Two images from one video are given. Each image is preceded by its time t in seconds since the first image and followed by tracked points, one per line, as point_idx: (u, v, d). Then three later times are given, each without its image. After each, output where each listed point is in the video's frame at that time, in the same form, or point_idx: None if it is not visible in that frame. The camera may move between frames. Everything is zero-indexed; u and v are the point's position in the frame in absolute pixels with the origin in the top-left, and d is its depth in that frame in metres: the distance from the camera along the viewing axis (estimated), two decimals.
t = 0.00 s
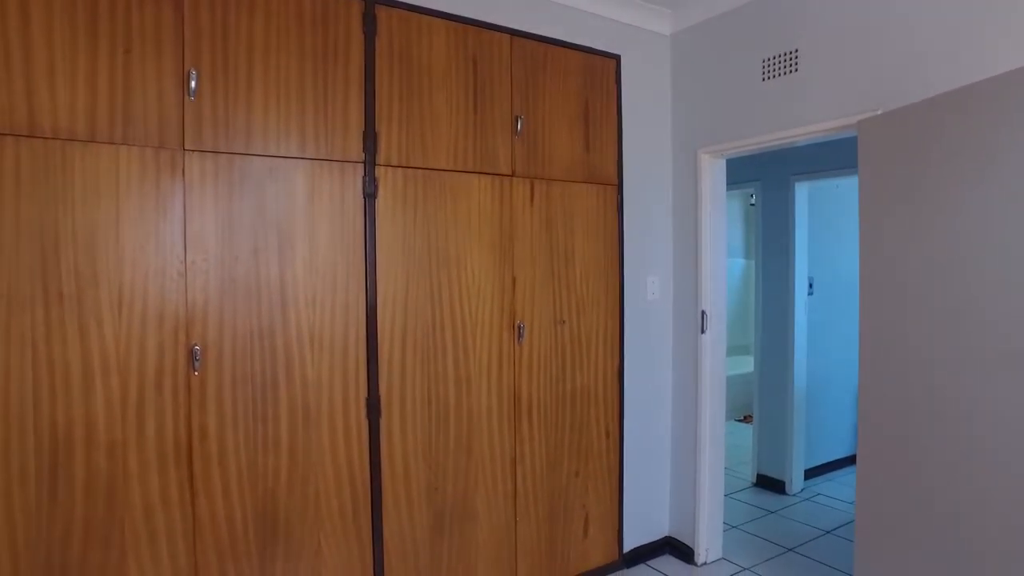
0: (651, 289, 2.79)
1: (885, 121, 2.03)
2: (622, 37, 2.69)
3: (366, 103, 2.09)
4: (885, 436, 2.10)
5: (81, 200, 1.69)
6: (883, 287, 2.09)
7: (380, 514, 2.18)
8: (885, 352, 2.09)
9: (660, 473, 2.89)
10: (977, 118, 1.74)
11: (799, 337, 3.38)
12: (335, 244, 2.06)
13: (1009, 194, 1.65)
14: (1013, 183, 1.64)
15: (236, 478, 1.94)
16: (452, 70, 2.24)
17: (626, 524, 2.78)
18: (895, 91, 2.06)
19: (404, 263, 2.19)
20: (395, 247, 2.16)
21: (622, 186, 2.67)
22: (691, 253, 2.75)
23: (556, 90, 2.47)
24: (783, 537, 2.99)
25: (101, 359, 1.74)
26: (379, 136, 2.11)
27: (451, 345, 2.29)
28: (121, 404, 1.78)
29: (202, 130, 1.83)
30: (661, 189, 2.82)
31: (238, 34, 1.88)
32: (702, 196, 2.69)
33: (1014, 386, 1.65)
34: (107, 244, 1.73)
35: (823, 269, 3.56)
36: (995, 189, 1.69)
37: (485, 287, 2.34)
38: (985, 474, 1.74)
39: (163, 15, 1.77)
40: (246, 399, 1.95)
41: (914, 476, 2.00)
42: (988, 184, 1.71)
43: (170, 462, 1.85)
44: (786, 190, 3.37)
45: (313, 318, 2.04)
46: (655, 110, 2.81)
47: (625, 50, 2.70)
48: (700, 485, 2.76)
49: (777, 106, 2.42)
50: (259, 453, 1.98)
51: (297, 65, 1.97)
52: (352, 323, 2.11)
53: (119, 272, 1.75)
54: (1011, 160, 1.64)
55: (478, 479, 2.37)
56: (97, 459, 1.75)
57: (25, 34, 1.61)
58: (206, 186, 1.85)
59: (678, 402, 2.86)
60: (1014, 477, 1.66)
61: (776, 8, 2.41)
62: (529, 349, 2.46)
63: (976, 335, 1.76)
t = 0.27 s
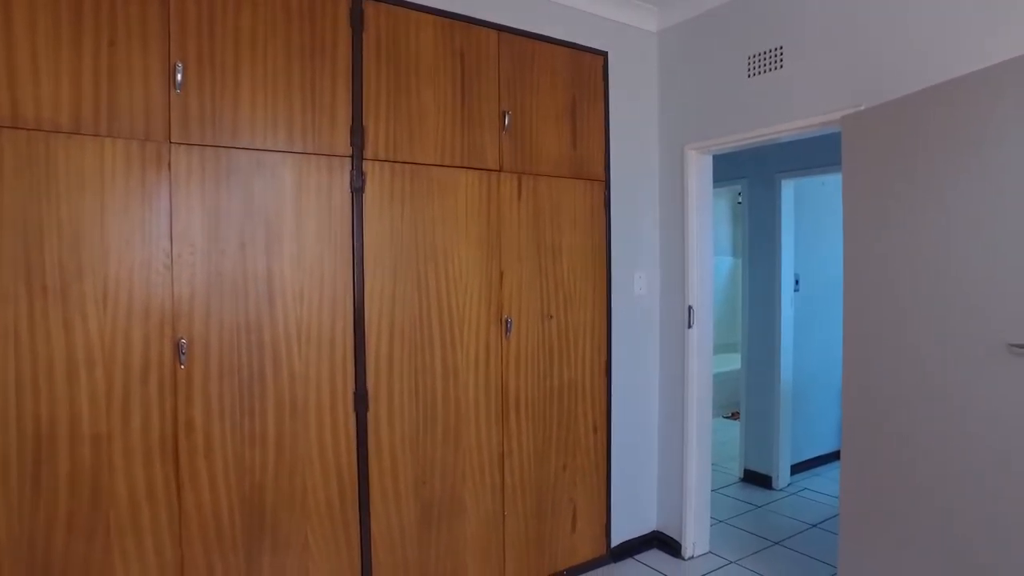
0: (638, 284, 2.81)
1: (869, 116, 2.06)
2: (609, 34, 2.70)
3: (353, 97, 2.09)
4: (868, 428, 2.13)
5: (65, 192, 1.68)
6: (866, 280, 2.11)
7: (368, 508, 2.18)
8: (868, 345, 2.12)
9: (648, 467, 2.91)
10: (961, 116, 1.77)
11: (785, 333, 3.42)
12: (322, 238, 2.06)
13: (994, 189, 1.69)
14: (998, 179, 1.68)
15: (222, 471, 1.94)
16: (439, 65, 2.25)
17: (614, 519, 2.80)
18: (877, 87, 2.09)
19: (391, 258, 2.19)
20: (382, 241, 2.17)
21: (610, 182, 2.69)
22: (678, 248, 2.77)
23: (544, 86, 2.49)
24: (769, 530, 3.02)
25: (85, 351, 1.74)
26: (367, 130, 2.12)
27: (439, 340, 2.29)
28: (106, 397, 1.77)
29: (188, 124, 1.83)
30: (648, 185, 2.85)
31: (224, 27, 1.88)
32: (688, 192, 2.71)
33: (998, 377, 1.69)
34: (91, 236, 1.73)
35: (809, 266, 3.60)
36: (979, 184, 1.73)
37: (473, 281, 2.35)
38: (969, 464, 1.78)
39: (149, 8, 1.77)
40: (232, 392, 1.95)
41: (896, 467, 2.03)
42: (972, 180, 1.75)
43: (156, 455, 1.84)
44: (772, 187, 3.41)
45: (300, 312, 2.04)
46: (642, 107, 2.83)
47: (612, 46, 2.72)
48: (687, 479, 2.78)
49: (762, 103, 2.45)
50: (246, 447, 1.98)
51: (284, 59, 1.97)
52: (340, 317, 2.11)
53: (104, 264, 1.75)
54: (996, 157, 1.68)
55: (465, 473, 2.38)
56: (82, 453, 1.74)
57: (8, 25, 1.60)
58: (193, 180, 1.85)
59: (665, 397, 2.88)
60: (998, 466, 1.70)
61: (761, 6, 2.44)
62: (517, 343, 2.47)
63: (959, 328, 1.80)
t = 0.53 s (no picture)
0: (625, 280, 2.82)
1: (853, 111, 2.08)
2: (597, 31, 2.72)
3: (340, 92, 2.09)
4: (851, 421, 2.15)
5: (49, 185, 1.68)
6: (849, 274, 2.14)
7: (355, 503, 2.18)
8: (850, 339, 2.14)
9: (635, 462, 2.93)
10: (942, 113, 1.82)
11: (772, 329, 3.44)
12: (309, 232, 2.06)
13: (973, 185, 1.74)
14: (977, 175, 1.72)
15: (209, 466, 1.94)
16: (427, 60, 2.25)
17: (602, 514, 2.82)
18: (860, 84, 2.12)
19: (379, 252, 2.19)
20: (370, 235, 2.17)
21: (597, 178, 2.70)
22: (665, 244, 2.79)
23: (531, 82, 2.50)
24: (756, 525, 3.04)
25: (70, 345, 1.73)
26: (354, 125, 2.12)
27: (426, 334, 2.30)
28: (91, 391, 1.76)
29: (174, 116, 1.83)
30: (636, 181, 2.86)
31: (210, 21, 1.88)
32: (676, 188, 2.73)
33: (976, 368, 1.73)
34: (76, 229, 1.72)
35: (795, 263, 3.63)
36: (958, 180, 1.77)
37: (460, 276, 2.36)
38: (948, 454, 1.82)
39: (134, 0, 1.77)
40: (219, 386, 1.95)
41: (878, 459, 2.05)
42: (952, 176, 1.79)
43: (141, 450, 1.84)
44: (759, 184, 3.43)
45: (286, 306, 2.04)
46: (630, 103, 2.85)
47: (600, 43, 2.73)
48: (674, 474, 2.79)
49: (748, 99, 2.48)
50: (232, 441, 1.97)
51: (271, 53, 1.97)
52: (327, 311, 2.11)
53: (88, 258, 1.74)
54: (977, 153, 1.72)
55: (453, 468, 2.38)
56: (65, 447, 1.73)
57: None
58: (179, 173, 1.85)
59: (652, 392, 2.89)
60: (978, 456, 1.74)
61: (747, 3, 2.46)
62: (504, 338, 2.48)
63: (938, 321, 1.83)
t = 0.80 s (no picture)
0: (613, 276, 2.84)
1: (836, 107, 2.11)
2: (585, 28, 2.74)
3: (328, 85, 2.10)
4: (835, 413, 2.18)
5: (33, 176, 1.67)
6: (833, 269, 2.16)
7: (343, 497, 2.18)
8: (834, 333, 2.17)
9: (623, 457, 2.94)
10: (922, 106, 1.83)
11: (759, 326, 3.47)
12: (297, 226, 2.06)
13: (953, 177, 1.75)
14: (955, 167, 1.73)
15: (195, 459, 1.93)
16: (415, 55, 2.26)
17: (590, 508, 2.83)
18: (843, 81, 2.15)
19: (367, 247, 2.20)
20: (358, 229, 2.18)
21: (585, 174, 2.72)
22: (652, 240, 2.81)
23: (520, 78, 2.52)
24: (743, 519, 3.07)
25: (54, 337, 1.72)
26: (342, 119, 2.12)
27: (414, 328, 2.31)
28: (76, 384, 1.75)
29: (160, 109, 1.82)
30: (623, 177, 2.88)
31: (198, 13, 1.87)
32: (662, 184, 2.75)
33: (955, 359, 1.75)
34: (61, 221, 1.71)
35: (782, 261, 3.66)
36: (937, 172, 1.79)
37: (448, 271, 2.37)
38: (929, 445, 1.83)
39: None
40: (206, 379, 1.94)
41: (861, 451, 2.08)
42: (932, 169, 1.81)
43: (127, 443, 1.83)
44: (746, 182, 3.46)
45: (273, 299, 2.04)
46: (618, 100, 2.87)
47: (588, 40, 2.75)
48: (661, 469, 2.81)
49: (734, 96, 2.50)
50: (219, 434, 1.97)
51: (259, 46, 1.97)
52: (314, 305, 2.11)
53: (73, 250, 1.74)
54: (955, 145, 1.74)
55: (440, 461, 2.39)
56: (50, 440, 1.73)
57: None
58: (165, 165, 1.84)
59: (640, 387, 2.91)
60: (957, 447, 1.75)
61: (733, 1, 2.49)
62: (492, 333, 2.49)
63: (919, 313, 1.85)
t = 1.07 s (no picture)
0: (601, 272, 2.86)
1: (820, 104, 2.14)
2: (573, 25, 2.75)
3: (315, 80, 2.09)
4: (820, 407, 2.20)
5: (15, 169, 1.65)
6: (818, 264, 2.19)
7: (330, 493, 2.18)
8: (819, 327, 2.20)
9: (611, 453, 2.96)
10: (903, 100, 1.85)
11: (746, 322, 3.50)
12: (283, 221, 2.06)
13: (932, 171, 1.77)
14: (936, 161, 1.75)
15: (181, 454, 1.93)
16: (403, 51, 2.26)
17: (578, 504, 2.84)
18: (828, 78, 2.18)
19: (354, 242, 2.20)
20: (345, 224, 2.18)
21: (573, 170, 2.73)
22: (640, 237, 2.83)
23: (508, 75, 2.53)
24: (730, 515, 3.09)
25: (37, 331, 1.71)
26: (330, 114, 2.12)
27: (402, 323, 2.31)
28: (59, 379, 1.74)
29: (146, 102, 1.82)
30: (611, 174, 2.90)
31: (183, 6, 1.87)
32: (650, 180, 2.77)
33: (936, 351, 1.77)
34: (44, 215, 1.70)
35: (769, 258, 3.69)
36: (919, 166, 1.81)
37: (435, 266, 2.37)
38: (911, 437, 1.85)
39: None
40: (192, 374, 1.94)
41: (845, 444, 2.10)
42: (914, 163, 1.83)
43: (111, 438, 1.82)
44: (733, 180, 3.48)
45: (260, 293, 2.04)
46: (606, 97, 2.88)
47: (576, 37, 2.76)
48: (649, 464, 2.83)
49: (721, 93, 2.52)
50: (205, 430, 1.96)
51: (245, 40, 1.97)
52: (301, 300, 2.11)
53: (57, 244, 1.72)
54: (936, 140, 1.75)
55: (428, 457, 2.39)
56: (33, 435, 1.71)
57: None
58: (150, 159, 1.84)
59: (628, 383, 2.93)
60: (938, 438, 1.77)
61: None
62: (480, 328, 2.49)
63: (901, 305, 1.87)
